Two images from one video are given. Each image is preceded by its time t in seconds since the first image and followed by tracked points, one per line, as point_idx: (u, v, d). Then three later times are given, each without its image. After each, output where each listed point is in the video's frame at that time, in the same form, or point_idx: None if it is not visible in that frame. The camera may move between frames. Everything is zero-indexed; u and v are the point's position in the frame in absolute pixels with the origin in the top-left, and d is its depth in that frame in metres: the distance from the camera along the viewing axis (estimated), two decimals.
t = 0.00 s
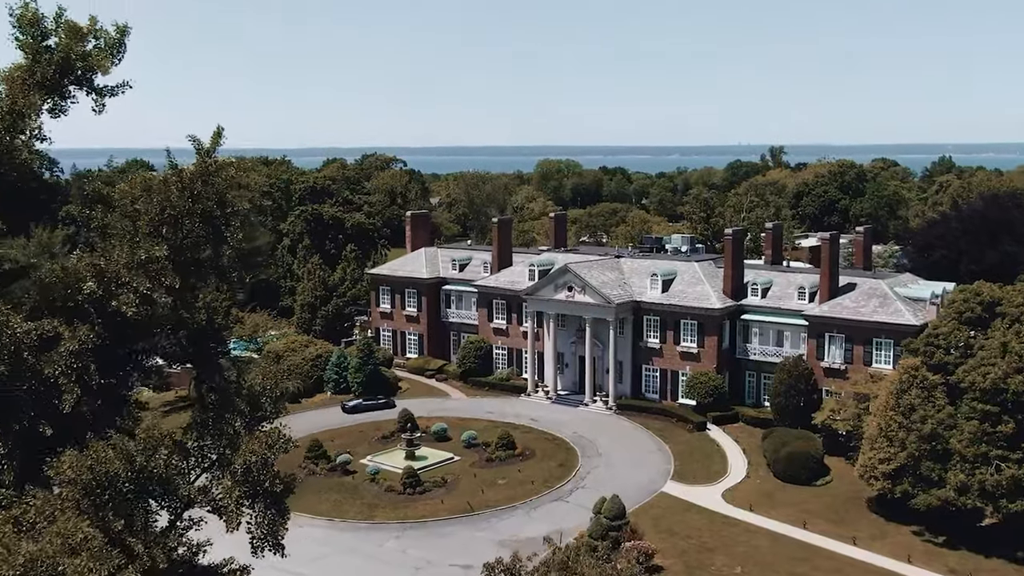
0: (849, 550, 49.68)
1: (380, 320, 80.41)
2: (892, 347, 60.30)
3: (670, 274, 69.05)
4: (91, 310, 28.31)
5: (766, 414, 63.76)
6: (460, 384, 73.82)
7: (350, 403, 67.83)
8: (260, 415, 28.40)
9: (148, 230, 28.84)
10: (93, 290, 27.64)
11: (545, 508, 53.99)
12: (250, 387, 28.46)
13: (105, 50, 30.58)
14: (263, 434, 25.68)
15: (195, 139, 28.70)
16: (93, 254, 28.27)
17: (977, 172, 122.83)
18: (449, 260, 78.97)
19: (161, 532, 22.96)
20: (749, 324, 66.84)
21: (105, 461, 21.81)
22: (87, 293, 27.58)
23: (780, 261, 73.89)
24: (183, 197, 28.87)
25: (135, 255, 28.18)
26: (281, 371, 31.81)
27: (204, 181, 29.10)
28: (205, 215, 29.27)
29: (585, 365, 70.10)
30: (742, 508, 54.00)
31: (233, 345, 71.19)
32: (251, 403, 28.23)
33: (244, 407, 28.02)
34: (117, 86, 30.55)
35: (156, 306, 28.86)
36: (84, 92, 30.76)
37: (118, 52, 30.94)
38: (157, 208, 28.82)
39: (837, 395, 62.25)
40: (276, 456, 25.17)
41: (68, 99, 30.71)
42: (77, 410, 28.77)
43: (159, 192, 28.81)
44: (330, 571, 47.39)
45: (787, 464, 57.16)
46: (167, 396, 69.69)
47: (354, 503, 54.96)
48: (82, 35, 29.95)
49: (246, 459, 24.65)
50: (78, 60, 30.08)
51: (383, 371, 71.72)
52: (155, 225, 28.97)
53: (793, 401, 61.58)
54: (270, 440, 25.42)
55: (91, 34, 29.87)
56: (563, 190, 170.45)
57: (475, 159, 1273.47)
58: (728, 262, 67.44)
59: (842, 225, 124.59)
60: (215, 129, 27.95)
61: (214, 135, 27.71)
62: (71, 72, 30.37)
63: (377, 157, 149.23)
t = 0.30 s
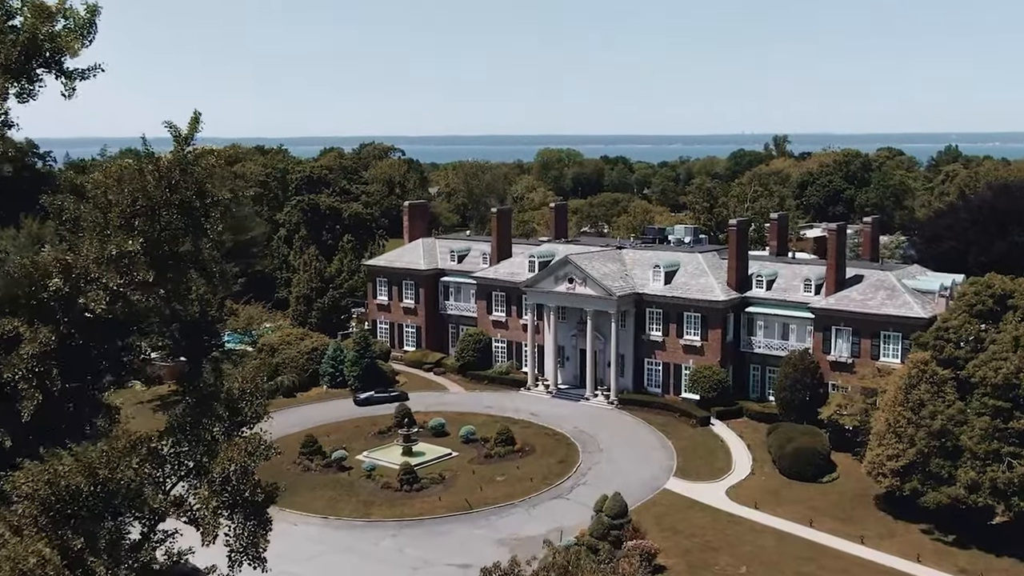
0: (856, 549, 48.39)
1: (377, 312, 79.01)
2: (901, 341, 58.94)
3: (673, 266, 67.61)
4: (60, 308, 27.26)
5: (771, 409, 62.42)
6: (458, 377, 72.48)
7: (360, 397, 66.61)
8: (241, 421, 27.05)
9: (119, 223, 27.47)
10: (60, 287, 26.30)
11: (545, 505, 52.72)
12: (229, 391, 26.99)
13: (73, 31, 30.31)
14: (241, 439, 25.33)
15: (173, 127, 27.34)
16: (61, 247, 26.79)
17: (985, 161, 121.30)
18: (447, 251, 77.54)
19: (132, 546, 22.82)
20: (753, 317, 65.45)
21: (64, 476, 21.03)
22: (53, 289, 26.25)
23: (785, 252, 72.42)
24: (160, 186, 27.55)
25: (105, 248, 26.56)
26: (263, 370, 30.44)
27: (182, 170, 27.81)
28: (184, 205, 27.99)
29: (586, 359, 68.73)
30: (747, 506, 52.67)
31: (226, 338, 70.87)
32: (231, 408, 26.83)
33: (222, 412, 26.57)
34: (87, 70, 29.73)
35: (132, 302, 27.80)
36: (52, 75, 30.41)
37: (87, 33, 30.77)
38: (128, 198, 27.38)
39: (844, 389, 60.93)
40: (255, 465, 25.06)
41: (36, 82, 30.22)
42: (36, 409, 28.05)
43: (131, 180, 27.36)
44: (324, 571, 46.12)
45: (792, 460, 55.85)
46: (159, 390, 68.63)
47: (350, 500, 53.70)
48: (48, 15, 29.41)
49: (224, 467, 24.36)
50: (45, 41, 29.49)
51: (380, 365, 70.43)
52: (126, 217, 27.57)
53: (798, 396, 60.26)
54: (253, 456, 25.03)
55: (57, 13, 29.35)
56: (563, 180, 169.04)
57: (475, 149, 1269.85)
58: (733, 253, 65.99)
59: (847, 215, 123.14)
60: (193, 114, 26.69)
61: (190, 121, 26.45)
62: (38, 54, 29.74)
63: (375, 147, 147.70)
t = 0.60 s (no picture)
0: (863, 549, 47.26)
1: (374, 305, 77.77)
2: (908, 335, 57.81)
3: (675, 259, 66.38)
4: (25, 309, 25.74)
5: (775, 404, 61.27)
6: (457, 372, 71.31)
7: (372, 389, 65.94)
8: (220, 426, 26.57)
9: (90, 216, 27.16)
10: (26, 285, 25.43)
11: (544, 503, 51.60)
12: (207, 394, 26.41)
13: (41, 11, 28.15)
14: (220, 448, 24.83)
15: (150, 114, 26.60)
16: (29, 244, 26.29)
17: (991, 151, 120.02)
18: (445, 243, 76.29)
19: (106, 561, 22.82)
20: (757, 310, 64.25)
21: (24, 491, 20.62)
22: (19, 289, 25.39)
23: (790, 244, 71.15)
24: (136, 176, 27.25)
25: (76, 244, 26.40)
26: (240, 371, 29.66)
27: (160, 161, 27.53)
28: (162, 197, 27.62)
29: (587, 353, 67.53)
30: (751, 504, 51.50)
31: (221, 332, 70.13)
32: (209, 414, 26.33)
33: (201, 417, 26.07)
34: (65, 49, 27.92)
35: (104, 299, 27.02)
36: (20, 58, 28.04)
37: (55, 12, 28.53)
38: (100, 189, 27.04)
39: (850, 384, 59.77)
40: (234, 474, 24.49)
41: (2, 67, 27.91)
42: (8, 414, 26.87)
43: (102, 169, 27.11)
44: (318, 571, 44.99)
45: (797, 457, 54.70)
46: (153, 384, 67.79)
47: (346, 498, 52.57)
48: None
49: (203, 477, 23.85)
50: (13, 24, 27.28)
51: (377, 359, 69.37)
52: (98, 209, 27.18)
53: (803, 391, 59.13)
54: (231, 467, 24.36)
55: None
56: (563, 171, 167.70)
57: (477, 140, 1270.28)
58: (736, 246, 64.73)
59: (851, 207, 121.87)
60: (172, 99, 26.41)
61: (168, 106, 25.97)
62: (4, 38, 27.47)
63: (372, 137, 146.26)
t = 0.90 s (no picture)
0: (870, 548, 46.07)
1: (371, 298, 76.54)
2: (915, 329, 56.62)
3: (678, 251, 65.11)
4: None
5: (780, 400, 60.10)
6: (455, 366, 70.12)
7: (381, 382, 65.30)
8: (195, 434, 26.50)
9: (53, 211, 26.16)
10: None
11: (544, 501, 50.47)
12: (181, 401, 26.36)
13: None
14: (194, 459, 24.43)
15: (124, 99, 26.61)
16: None
17: (997, 141, 118.53)
18: (444, 234, 75.00)
19: None
20: (761, 303, 63.00)
21: None
22: None
23: (795, 235, 69.82)
24: (110, 168, 26.57)
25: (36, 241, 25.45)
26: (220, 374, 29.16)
27: (133, 152, 26.98)
28: (136, 189, 27.01)
29: (588, 346, 66.32)
30: (756, 502, 50.32)
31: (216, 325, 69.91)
32: (184, 421, 26.30)
33: (175, 425, 26.08)
34: (31, 30, 27.30)
35: (73, 297, 26.66)
36: None
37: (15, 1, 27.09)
38: (61, 180, 26.24)
39: (856, 379, 58.60)
40: (209, 487, 24.10)
41: None
42: None
43: (75, 159, 26.21)
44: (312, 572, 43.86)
45: (802, 454, 53.52)
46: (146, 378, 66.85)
47: (341, 495, 51.42)
48: None
49: (175, 490, 23.51)
50: None
51: (374, 352, 68.17)
52: (62, 205, 26.29)
53: (808, 386, 57.94)
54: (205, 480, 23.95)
55: None
56: (564, 161, 166.38)
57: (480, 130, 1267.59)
58: (740, 238, 63.44)
59: (856, 197, 120.66)
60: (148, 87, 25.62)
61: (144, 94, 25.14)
62: None
63: (370, 127, 144.83)
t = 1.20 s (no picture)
0: (877, 549, 44.86)
1: (368, 291, 75.21)
2: (923, 323, 55.42)
3: (680, 243, 63.80)
4: None
5: (785, 395, 58.88)
6: (454, 360, 68.83)
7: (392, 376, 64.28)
8: (165, 446, 26.37)
9: (12, 204, 25.70)
10: None
11: (544, 499, 49.31)
12: (150, 413, 26.37)
13: None
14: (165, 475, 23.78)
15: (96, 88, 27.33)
16: None
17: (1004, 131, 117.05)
18: (441, 225, 73.65)
19: None
20: (766, 296, 61.72)
21: None
22: None
23: (799, 227, 68.46)
24: (81, 159, 26.89)
25: None
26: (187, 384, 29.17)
27: (105, 141, 27.46)
28: (107, 180, 27.46)
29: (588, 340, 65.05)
30: (760, 501, 49.09)
31: (209, 318, 68.90)
32: (152, 433, 26.21)
33: (143, 437, 25.90)
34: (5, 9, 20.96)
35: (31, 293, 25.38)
36: None
37: None
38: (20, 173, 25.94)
39: (862, 374, 57.35)
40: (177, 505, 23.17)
41: None
42: None
43: (41, 148, 26.25)
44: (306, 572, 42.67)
45: (808, 451, 52.31)
46: (138, 372, 65.92)
47: (336, 494, 50.21)
48: None
49: (142, 508, 22.49)
50: None
51: (370, 347, 66.93)
52: (21, 197, 25.88)
53: (814, 381, 56.71)
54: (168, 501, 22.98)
55: None
56: (564, 151, 164.84)
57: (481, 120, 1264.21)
58: (744, 230, 62.12)
59: (861, 188, 119.36)
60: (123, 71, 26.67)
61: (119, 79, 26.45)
62: None
63: (368, 116, 143.29)
